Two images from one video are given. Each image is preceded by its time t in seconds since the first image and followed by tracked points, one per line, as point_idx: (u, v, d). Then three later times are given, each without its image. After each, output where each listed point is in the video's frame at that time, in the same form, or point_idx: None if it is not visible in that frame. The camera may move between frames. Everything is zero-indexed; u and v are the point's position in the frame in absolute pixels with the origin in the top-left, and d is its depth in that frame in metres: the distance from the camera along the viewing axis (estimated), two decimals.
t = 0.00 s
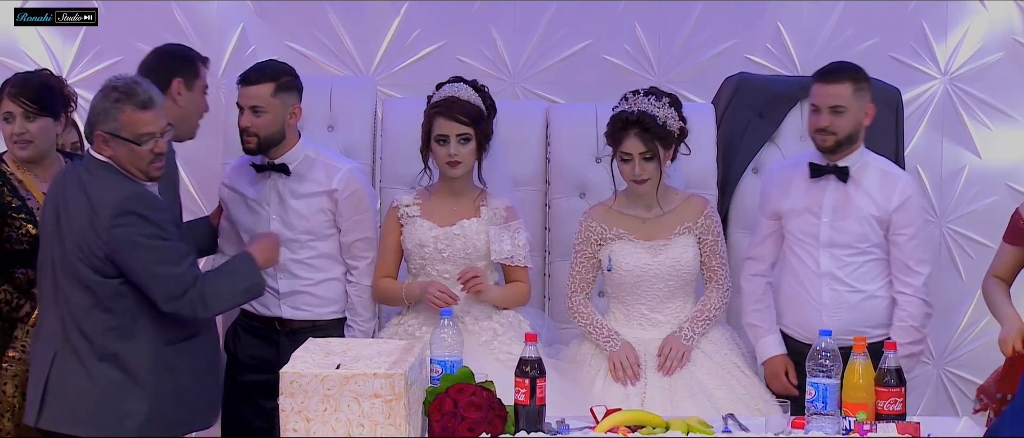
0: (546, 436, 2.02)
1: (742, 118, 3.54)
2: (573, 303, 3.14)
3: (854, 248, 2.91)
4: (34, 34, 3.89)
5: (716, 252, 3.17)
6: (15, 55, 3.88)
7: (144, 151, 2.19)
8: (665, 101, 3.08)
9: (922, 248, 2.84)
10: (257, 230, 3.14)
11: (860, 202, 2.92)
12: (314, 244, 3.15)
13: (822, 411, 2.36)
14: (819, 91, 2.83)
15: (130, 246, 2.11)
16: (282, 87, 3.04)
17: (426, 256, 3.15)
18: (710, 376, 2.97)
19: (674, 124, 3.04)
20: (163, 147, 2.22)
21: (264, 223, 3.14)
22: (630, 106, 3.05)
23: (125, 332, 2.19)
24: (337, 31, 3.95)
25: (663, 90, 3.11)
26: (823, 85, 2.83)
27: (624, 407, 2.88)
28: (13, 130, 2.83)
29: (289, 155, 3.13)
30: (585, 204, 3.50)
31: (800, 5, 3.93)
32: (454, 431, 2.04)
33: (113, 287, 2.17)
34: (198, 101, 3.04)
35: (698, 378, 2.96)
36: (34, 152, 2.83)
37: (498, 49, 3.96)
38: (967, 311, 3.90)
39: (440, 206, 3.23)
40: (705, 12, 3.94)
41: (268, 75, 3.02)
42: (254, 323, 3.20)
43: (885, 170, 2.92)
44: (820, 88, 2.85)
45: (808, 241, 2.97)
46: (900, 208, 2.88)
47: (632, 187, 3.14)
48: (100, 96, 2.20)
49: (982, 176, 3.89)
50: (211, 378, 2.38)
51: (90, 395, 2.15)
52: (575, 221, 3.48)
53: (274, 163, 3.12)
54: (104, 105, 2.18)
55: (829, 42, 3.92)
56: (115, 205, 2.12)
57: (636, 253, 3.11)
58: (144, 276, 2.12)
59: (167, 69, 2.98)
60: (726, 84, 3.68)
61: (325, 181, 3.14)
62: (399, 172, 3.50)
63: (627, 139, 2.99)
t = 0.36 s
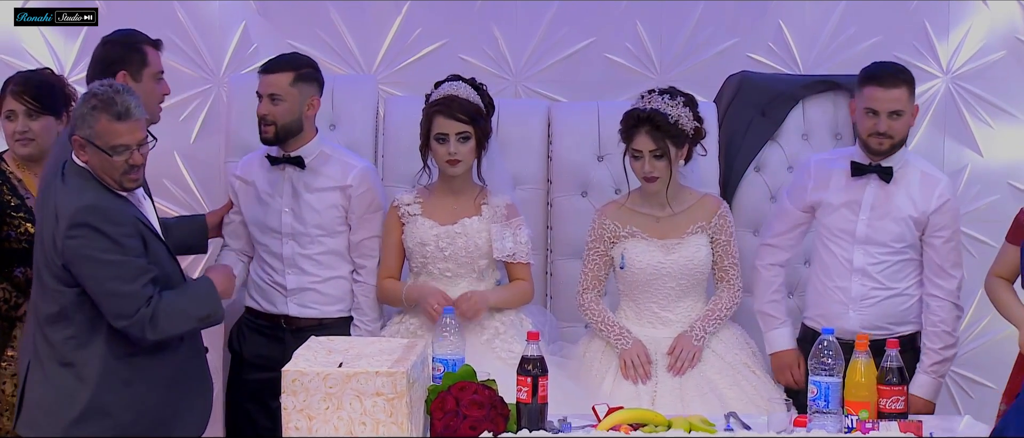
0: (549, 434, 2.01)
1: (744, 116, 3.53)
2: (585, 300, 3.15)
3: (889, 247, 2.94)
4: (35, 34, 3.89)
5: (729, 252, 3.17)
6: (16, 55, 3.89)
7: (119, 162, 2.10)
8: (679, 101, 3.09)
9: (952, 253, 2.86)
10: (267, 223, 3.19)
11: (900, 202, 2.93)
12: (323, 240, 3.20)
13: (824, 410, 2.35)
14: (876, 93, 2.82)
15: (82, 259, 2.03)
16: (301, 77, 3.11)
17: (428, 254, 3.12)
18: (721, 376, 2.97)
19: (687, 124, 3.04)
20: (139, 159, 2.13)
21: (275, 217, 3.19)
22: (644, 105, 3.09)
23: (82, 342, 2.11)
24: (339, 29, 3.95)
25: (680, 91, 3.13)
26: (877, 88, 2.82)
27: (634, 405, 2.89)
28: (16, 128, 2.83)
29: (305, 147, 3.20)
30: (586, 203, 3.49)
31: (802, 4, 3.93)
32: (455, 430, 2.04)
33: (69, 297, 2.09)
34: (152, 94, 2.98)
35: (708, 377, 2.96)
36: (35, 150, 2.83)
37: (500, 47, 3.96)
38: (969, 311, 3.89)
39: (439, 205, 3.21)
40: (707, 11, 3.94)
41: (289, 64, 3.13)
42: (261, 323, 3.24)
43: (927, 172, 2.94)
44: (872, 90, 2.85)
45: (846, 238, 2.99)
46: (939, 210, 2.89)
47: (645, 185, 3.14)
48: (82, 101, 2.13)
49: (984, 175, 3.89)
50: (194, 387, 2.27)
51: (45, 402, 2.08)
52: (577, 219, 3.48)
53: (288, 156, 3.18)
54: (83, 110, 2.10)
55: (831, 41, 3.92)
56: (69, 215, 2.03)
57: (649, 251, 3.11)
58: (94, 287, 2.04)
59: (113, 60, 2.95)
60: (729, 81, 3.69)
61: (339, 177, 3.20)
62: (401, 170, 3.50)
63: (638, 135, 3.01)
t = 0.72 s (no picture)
0: (550, 433, 2.01)
1: (745, 116, 3.53)
2: (590, 299, 3.15)
3: (887, 239, 2.96)
4: (34, 33, 3.89)
5: (735, 253, 3.17)
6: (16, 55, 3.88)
7: (110, 161, 2.10)
8: (690, 102, 3.09)
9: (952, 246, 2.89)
10: (273, 221, 3.20)
11: (897, 196, 2.97)
12: (329, 238, 3.20)
13: (824, 409, 2.36)
14: (876, 88, 2.84)
15: (48, 262, 2.02)
16: (300, 74, 3.12)
17: (439, 254, 3.14)
18: (726, 376, 2.98)
19: (695, 125, 3.05)
20: (130, 159, 2.13)
21: (281, 215, 3.20)
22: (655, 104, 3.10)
23: (51, 348, 2.12)
24: (339, 29, 3.95)
25: (692, 92, 3.13)
26: (872, 83, 2.86)
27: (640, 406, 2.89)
28: (43, 128, 2.90)
29: (311, 146, 3.20)
30: (586, 203, 3.50)
31: (802, 4, 3.93)
32: (455, 430, 2.03)
33: (41, 301, 2.10)
34: (145, 102, 2.92)
35: (714, 377, 2.97)
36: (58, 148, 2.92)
37: (500, 47, 3.96)
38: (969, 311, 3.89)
39: (450, 203, 3.23)
40: (706, 11, 3.94)
41: (292, 65, 3.12)
42: (265, 323, 3.23)
43: (921, 166, 2.98)
44: (866, 85, 2.88)
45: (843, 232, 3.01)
46: (935, 202, 2.92)
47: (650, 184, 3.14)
48: (76, 99, 2.14)
49: (985, 175, 3.89)
50: (160, 406, 2.23)
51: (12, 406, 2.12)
52: (578, 219, 3.48)
53: (294, 155, 3.19)
54: (76, 109, 2.11)
55: (832, 40, 3.92)
56: (42, 217, 2.04)
57: (656, 250, 3.11)
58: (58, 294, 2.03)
59: (105, 66, 2.90)
60: (730, 80, 3.69)
61: (348, 173, 3.21)
62: (402, 170, 3.51)
63: (644, 133, 3.02)
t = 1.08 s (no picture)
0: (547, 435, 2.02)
1: (744, 115, 3.52)
2: (590, 300, 3.14)
3: (870, 237, 2.98)
4: (33, 33, 3.89)
5: (735, 254, 3.17)
6: (16, 55, 3.89)
7: (115, 162, 2.12)
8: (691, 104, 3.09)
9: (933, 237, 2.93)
10: (274, 223, 3.21)
11: (877, 192, 2.99)
12: (329, 241, 3.21)
13: (823, 411, 2.35)
14: (850, 89, 2.88)
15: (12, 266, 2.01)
16: (297, 81, 3.10)
17: (446, 254, 3.14)
18: (725, 378, 2.98)
19: (696, 128, 3.05)
20: (136, 161, 2.14)
21: (284, 219, 3.21)
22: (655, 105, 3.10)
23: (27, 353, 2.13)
24: (337, 30, 3.95)
25: (692, 93, 3.12)
26: (840, 83, 2.90)
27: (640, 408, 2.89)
28: (49, 128, 2.89)
29: (313, 150, 3.20)
30: (586, 204, 3.50)
31: (800, 5, 3.93)
32: (454, 431, 2.04)
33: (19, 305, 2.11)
34: (162, 114, 2.95)
35: (713, 379, 2.97)
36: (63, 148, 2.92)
37: (499, 48, 3.96)
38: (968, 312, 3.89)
39: (459, 206, 3.22)
40: (705, 12, 3.94)
41: (286, 73, 3.10)
42: (265, 324, 3.23)
43: (899, 163, 3.01)
44: (835, 86, 2.93)
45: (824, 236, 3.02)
46: (915, 196, 2.96)
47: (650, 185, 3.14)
48: (82, 99, 2.15)
49: (983, 176, 3.89)
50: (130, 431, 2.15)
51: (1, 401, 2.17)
52: (576, 220, 3.48)
53: (296, 158, 3.19)
54: (82, 109, 2.12)
55: (831, 41, 3.92)
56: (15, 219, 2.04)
57: (655, 251, 3.12)
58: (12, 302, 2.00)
59: (123, 77, 2.92)
60: (728, 80, 3.68)
61: (347, 178, 3.21)
62: (400, 171, 3.51)
63: (643, 133, 3.02)
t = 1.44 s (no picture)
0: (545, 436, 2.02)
1: (743, 116, 3.51)
2: (586, 302, 3.15)
3: (847, 239, 2.99)
4: (33, 34, 3.90)
5: (730, 255, 3.17)
6: (16, 56, 3.90)
7: (125, 175, 2.12)
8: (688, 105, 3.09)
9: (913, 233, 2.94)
10: (279, 224, 3.20)
11: (852, 192, 3.00)
12: (335, 244, 3.21)
13: (822, 412, 2.35)
14: (815, 92, 2.91)
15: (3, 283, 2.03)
16: (329, 83, 3.14)
17: (446, 256, 3.15)
18: (721, 379, 2.98)
19: (692, 128, 3.05)
20: (145, 174, 2.15)
21: (288, 219, 3.20)
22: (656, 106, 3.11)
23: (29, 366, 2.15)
24: (336, 31, 3.95)
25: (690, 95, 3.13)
26: (803, 88, 2.94)
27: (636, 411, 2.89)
28: (48, 131, 2.91)
29: (323, 153, 3.23)
30: (585, 205, 3.50)
31: (799, 6, 3.93)
32: (453, 433, 2.04)
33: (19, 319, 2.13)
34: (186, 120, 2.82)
35: (708, 380, 2.97)
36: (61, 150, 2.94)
37: (498, 49, 3.96)
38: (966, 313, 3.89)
39: (458, 207, 3.23)
40: (704, 13, 3.94)
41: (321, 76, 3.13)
42: (265, 325, 3.21)
43: (871, 162, 3.03)
44: (800, 91, 2.96)
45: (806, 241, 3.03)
46: (890, 196, 2.97)
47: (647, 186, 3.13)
48: (94, 107, 2.16)
49: (981, 177, 3.89)
50: None
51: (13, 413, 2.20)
52: (575, 221, 3.48)
53: (305, 160, 3.21)
54: (94, 117, 2.13)
55: (830, 42, 3.92)
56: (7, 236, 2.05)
57: (651, 253, 3.12)
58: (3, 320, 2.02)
59: (149, 81, 2.79)
60: (725, 83, 3.66)
61: (357, 182, 3.24)
62: (398, 172, 3.51)
63: (639, 132, 3.04)
